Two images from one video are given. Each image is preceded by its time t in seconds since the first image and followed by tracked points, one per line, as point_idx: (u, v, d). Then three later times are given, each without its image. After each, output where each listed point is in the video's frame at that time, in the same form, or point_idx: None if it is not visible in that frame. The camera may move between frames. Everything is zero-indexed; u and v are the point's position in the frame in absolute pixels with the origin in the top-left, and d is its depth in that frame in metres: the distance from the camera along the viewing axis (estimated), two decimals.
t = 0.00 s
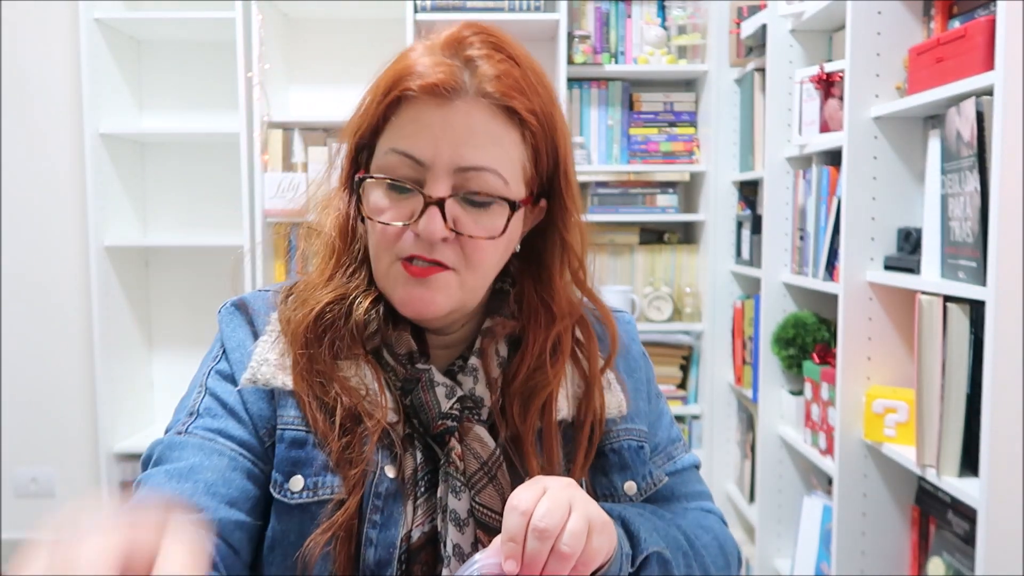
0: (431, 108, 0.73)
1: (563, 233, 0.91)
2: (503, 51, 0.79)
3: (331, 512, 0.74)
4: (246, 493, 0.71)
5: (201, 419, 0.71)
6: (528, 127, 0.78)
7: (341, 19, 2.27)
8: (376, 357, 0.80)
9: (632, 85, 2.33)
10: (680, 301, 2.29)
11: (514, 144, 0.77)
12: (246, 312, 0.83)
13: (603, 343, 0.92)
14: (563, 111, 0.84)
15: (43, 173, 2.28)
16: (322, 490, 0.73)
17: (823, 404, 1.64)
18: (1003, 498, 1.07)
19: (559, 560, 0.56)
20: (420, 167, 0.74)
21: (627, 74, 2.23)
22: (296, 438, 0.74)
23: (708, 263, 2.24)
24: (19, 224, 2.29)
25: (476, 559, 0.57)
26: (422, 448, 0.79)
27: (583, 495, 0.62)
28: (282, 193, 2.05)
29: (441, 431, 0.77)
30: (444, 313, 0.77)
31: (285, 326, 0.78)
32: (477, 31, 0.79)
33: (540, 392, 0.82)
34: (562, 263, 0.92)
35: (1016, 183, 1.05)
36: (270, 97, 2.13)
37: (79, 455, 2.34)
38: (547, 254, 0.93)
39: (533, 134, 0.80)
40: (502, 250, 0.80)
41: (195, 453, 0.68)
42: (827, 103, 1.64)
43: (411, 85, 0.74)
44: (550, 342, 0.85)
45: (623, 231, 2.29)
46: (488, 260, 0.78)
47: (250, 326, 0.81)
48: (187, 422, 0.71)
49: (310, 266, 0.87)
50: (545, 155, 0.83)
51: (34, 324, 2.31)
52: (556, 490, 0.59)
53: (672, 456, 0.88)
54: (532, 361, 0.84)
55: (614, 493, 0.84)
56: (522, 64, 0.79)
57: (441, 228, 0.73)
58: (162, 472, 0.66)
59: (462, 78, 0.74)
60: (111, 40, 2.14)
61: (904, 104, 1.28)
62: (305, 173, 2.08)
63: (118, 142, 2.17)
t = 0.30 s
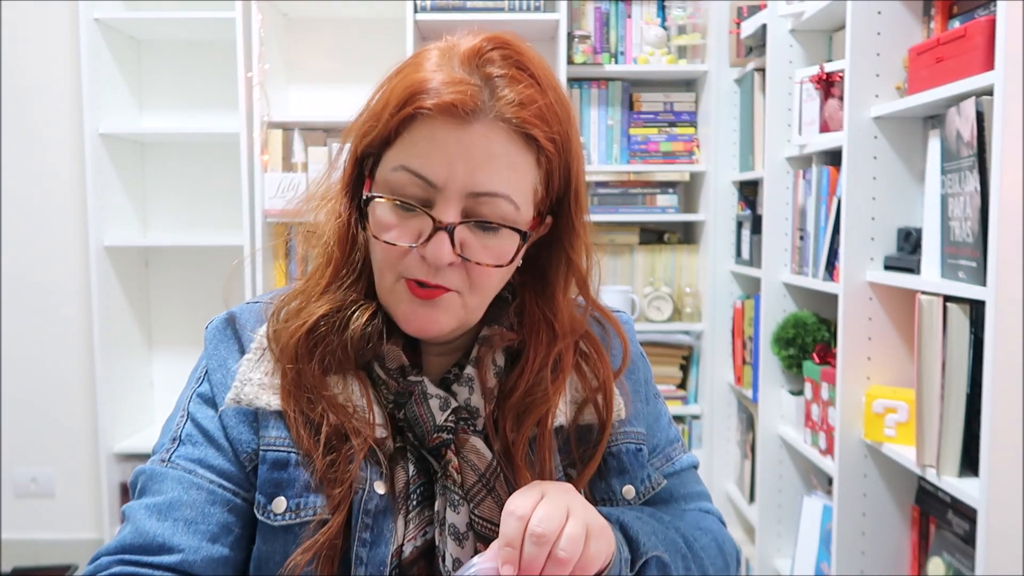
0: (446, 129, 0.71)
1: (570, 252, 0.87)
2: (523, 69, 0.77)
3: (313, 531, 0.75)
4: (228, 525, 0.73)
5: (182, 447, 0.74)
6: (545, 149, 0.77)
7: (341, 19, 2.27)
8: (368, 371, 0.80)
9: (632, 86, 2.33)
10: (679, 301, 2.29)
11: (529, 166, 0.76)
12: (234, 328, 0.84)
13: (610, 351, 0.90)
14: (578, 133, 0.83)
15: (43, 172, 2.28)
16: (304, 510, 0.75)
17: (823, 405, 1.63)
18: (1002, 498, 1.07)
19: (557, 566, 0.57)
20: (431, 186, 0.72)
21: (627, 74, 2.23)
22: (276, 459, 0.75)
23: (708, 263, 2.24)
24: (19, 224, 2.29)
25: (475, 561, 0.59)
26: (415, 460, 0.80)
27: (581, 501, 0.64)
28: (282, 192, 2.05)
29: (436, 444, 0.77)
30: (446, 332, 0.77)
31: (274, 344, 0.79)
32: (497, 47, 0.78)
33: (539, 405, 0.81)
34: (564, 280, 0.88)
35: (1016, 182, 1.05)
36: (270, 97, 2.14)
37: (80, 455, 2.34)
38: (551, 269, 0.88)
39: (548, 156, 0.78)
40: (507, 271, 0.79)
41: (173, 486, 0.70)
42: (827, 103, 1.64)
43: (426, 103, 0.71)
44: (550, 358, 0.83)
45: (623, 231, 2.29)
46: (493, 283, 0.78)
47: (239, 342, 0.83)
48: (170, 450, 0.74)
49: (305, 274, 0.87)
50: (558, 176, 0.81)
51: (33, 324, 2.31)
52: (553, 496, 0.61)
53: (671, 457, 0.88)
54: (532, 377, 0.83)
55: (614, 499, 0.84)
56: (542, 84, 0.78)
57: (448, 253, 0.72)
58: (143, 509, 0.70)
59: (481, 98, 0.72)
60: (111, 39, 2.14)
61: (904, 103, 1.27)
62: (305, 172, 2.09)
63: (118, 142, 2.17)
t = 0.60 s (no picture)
0: (443, 134, 0.71)
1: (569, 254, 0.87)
2: (520, 72, 0.77)
3: (314, 536, 0.75)
4: (228, 529, 0.73)
5: (181, 450, 0.74)
6: (543, 152, 0.77)
7: (341, 19, 2.27)
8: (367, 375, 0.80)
9: (632, 85, 2.33)
10: (680, 301, 2.29)
11: (527, 170, 0.76)
12: (232, 330, 0.84)
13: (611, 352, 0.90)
14: (576, 134, 0.83)
15: (43, 173, 2.27)
16: (303, 514, 0.75)
17: (823, 404, 1.64)
18: (1002, 497, 1.07)
19: (556, 566, 0.58)
20: (429, 193, 0.72)
21: (627, 74, 2.22)
22: (276, 462, 0.75)
23: (708, 262, 2.24)
24: (19, 224, 2.29)
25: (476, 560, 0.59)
26: (414, 462, 0.80)
27: (582, 501, 0.64)
28: (281, 193, 2.05)
29: (436, 447, 0.77)
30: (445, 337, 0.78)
31: (273, 347, 0.79)
32: (493, 49, 0.77)
33: (537, 408, 0.81)
34: (563, 279, 0.87)
35: (1016, 182, 1.05)
36: (270, 97, 2.14)
37: (80, 455, 2.34)
38: (549, 270, 0.88)
39: (546, 159, 0.78)
40: (507, 275, 0.79)
41: (173, 491, 0.70)
42: (827, 103, 1.64)
43: (422, 108, 0.71)
44: (548, 358, 0.83)
45: (623, 231, 2.29)
46: (493, 287, 0.78)
47: (238, 345, 0.82)
48: (169, 453, 0.73)
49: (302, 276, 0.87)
50: (557, 179, 0.81)
51: (33, 324, 2.31)
52: (553, 497, 0.62)
53: (672, 456, 0.88)
54: (529, 379, 0.82)
55: (614, 500, 0.85)
56: (539, 87, 0.77)
57: (445, 261, 0.72)
58: (143, 513, 0.69)
59: (478, 103, 0.72)
60: (110, 40, 2.14)
61: (904, 104, 1.27)
62: (305, 172, 2.09)
63: (118, 142, 2.17)
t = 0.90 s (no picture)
0: (438, 140, 0.71)
1: (564, 252, 0.87)
2: (515, 74, 0.77)
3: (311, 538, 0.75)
4: (229, 533, 0.73)
5: (180, 455, 0.74)
6: (539, 155, 0.77)
7: (340, 19, 2.27)
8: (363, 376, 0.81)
9: (632, 86, 2.34)
10: (679, 301, 2.29)
11: (524, 172, 0.76)
12: (229, 333, 0.84)
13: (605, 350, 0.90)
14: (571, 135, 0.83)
15: (43, 173, 2.28)
16: (301, 515, 0.75)
17: (823, 404, 1.63)
18: (1002, 498, 1.07)
19: (558, 565, 0.58)
20: (426, 197, 0.72)
21: (627, 74, 2.23)
22: (273, 464, 0.75)
23: (708, 263, 2.24)
24: (19, 223, 2.29)
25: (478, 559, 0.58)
26: (412, 463, 0.80)
27: (583, 499, 0.64)
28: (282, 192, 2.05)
29: (433, 446, 0.77)
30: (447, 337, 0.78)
31: (268, 350, 0.79)
32: (487, 51, 0.77)
33: (533, 407, 0.81)
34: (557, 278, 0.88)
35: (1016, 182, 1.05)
36: (270, 97, 2.14)
37: (79, 455, 2.34)
38: (544, 266, 0.88)
39: (542, 162, 0.78)
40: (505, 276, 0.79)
41: (172, 496, 0.70)
42: (827, 103, 1.64)
43: (417, 114, 0.71)
44: (542, 354, 0.83)
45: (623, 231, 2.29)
46: (492, 288, 0.78)
47: (233, 349, 0.82)
48: (168, 459, 0.74)
49: (298, 277, 0.87)
50: (552, 179, 0.81)
51: (33, 324, 2.31)
52: (555, 495, 0.61)
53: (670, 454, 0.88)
54: (524, 378, 0.82)
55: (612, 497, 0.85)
56: (534, 90, 0.77)
57: (445, 265, 0.72)
58: (143, 519, 0.69)
59: (473, 107, 0.72)
60: (110, 39, 2.14)
61: (904, 103, 1.27)
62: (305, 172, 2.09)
63: (118, 141, 2.17)
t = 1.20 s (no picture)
0: (424, 148, 0.70)
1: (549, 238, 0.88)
2: (492, 74, 0.76)
3: (314, 538, 0.75)
4: (229, 529, 0.73)
5: (180, 450, 0.73)
6: (523, 151, 0.77)
7: (340, 19, 2.27)
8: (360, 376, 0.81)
9: (632, 86, 2.34)
10: (679, 301, 2.29)
11: (508, 170, 0.76)
12: (227, 333, 0.84)
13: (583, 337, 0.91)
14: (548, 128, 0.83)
15: (43, 173, 2.28)
16: (302, 512, 0.75)
17: (823, 404, 1.63)
18: (1003, 498, 1.07)
19: (589, 540, 0.58)
20: (416, 206, 0.72)
21: (627, 74, 2.23)
22: (273, 461, 0.75)
23: (708, 262, 2.24)
24: (19, 223, 2.29)
25: (505, 532, 0.58)
26: (409, 461, 0.80)
27: (614, 473, 0.63)
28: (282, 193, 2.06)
29: (429, 445, 0.77)
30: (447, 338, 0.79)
31: (264, 351, 0.79)
32: (462, 52, 0.76)
33: (524, 397, 0.81)
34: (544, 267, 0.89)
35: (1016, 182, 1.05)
36: (270, 97, 2.14)
37: (79, 455, 2.34)
38: (530, 256, 0.89)
39: (526, 157, 0.78)
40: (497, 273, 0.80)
41: (174, 490, 0.70)
42: (827, 103, 1.64)
43: (401, 124, 0.70)
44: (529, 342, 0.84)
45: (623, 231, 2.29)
46: (488, 285, 0.79)
47: (233, 349, 0.82)
48: (167, 454, 0.73)
49: (291, 281, 0.88)
50: (535, 172, 0.81)
51: (33, 323, 2.31)
52: (587, 468, 0.60)
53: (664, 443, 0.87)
54: (512, 364, 0.84)
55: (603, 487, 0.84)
56: (512, 89, 0.77)
57: (441, 270, 0.72)
58: (146, 514, 0.69)
59: (454, 112, 0.71)
60: (111, 40, 2.14)
61: (904, 104, 1.27)
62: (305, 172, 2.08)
63: (118, 141, 2.17)
